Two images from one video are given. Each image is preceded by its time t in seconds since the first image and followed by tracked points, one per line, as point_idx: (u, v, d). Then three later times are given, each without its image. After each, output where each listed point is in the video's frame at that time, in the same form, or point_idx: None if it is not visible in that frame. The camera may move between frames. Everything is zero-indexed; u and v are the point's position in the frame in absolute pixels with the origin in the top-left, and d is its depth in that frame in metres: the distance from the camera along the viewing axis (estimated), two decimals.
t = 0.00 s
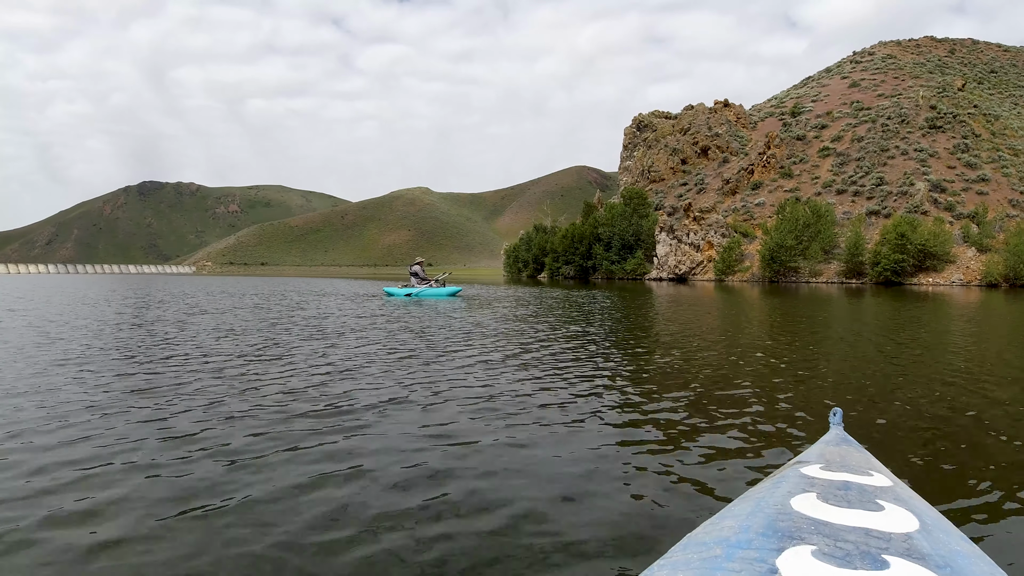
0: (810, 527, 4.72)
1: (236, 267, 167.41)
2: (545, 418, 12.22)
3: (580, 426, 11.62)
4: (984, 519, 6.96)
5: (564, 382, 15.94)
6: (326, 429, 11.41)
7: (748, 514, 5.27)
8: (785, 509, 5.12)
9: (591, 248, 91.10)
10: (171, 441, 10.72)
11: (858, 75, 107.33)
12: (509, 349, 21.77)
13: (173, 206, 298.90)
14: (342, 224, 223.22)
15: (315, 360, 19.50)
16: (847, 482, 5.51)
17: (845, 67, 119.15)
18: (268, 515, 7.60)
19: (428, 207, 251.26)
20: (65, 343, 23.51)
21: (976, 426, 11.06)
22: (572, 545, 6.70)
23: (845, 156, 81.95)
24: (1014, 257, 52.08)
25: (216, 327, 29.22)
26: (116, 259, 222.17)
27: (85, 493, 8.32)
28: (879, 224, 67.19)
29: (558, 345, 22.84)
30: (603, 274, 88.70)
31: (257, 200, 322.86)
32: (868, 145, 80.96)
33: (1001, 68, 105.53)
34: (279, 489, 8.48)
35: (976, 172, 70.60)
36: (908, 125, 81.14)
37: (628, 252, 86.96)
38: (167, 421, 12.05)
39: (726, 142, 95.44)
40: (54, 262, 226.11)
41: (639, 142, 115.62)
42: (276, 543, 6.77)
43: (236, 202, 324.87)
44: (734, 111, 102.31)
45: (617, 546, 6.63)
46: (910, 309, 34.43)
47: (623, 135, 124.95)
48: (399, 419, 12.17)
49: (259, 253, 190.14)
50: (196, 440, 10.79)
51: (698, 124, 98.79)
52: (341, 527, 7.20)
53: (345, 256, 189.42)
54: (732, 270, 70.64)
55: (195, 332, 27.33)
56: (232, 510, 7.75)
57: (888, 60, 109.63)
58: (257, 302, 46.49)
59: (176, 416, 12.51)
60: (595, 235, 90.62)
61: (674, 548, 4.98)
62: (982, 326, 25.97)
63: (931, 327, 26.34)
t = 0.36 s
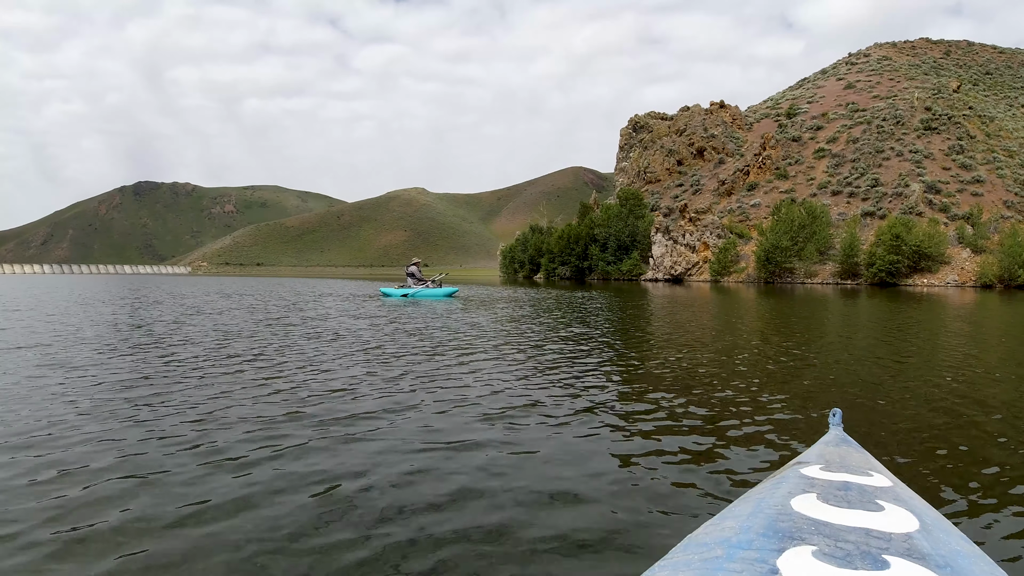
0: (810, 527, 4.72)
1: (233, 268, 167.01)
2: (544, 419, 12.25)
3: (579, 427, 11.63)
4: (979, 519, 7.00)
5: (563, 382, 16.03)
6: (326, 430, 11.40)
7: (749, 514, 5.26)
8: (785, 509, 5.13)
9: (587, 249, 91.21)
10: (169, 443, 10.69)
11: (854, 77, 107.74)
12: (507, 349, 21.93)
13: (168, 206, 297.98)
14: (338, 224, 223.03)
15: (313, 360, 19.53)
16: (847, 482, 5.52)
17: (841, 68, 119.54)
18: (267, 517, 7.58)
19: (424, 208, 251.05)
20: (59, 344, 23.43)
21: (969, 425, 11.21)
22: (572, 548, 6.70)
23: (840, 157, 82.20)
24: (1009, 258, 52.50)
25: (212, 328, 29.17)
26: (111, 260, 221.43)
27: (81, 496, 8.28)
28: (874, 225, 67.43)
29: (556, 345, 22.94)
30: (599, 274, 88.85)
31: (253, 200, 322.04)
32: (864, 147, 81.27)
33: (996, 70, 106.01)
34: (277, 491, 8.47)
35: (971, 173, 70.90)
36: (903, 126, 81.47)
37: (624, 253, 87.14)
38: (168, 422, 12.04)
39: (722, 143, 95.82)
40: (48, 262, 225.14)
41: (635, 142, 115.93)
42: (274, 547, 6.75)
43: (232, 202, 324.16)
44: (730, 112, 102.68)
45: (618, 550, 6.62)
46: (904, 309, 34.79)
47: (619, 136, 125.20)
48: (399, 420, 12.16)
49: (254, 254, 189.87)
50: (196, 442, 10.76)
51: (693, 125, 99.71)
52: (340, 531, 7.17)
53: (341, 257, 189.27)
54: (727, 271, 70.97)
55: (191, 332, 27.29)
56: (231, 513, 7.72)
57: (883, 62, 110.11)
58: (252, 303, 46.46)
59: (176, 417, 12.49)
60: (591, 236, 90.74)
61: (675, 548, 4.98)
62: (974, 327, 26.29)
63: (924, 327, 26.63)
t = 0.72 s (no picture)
0: (810, 528, 4.72)
1: (228, 268, 166.33)
2: (543, 419, 12.29)
3: (578, 427, 11.63)
4: (978, 518, 7.04)
5: (560, 382, 16.11)
6: (325, 430, 11.39)
7: (748, 515, 5.26)
8: (785, 510, 5.12)
9: (583, 249, 91.21)
10: (167, 444, 10.63)
11: (849, 79, 108.20)
12: (503, 349, 22.03)
13: (163, 206, 296.77)
14: (334, 224, 222.65)
15: (311, 360, 19.54)
16: (846, 483, 5.53)
17: (836, 70, 119.96)
18: (265, 520, 7.53)
19: (420, 208, 250.71)
20: (51, 344, 23.31)
21: (964, 424, 11.34)
22: (571, 549, 6.68)
23: (835, 158, 82.35)
24: (1004, 259, 52.67)
25: (206, 328, 29.02)
26: (105, 260, 220.37)
27: (76, 498, 8.22)
28: (869, 226, 67.59)
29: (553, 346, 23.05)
30: (594, 275, 88.83)
31: (249, 201, 321.00)
32: (859, 148, 81.53)
33: (990, 72, 106.62)
34: (275, 492, 8.42)
35: (966, 174, 71.19)
36: (898, 128, 81.83)
37: (620, 253, 87.20)
38: (166, 423, 12.00)
39: (717, 145, 96.05)
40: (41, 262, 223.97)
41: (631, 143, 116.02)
42: (274, 550, 6.72)
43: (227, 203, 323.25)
44: (726, 113, 102.55)
45: (616, 551, 6.60)
46: (898, 310, 35.17)
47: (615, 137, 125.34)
48: (398, 420, 12.15)
49: (249, 254, 189.10)
50: (195, 442, 10.73)
51: (689, 126, 100.02)
52: (339, 533, 7.13)
53: (337, 257, 188.87)
54: (723, 272, 71.09)
55: (185, 333, 27.20)
56: (228, 516, 7.67)
57: (878, 64, 110.59)
58: (246, 303, 46.29)
59: (174, 417, 12.44)
60: (587, 236, 90.63)
61: (675, 549, 4.97)
62: (966, 327, 26.54)
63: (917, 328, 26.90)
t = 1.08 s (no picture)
0: (809, 531, 4.68)
1: (224, 268, 166.34)
2: (541, 419, 12.26)
3: (576, 428, 11.59)
4: (974, 518, 7.05)
5: (555, 382, 16.08)
6: (321, 430, 11.32)
7: (747, 517, 5.21)
8: (783, 512, 5.09)
9: (579, 250, 91.41)
10: (162, 444, 10.55)
11: (845, 80, 108.63)
12: (500, 349, 22.00)
13: (159, 206, 296.26)
14: (330, 224, 222.46)
15: (308, 360, 19.48)
16: (844, 485, 5.49)
17: (833, 71, 120.30)
18: (260, 520, 7.48)
19: (417, 208, 250.53)
20: (47, 344, 23.28)
21: (961, 424, 11.38)
22: (569, 549, 6.64)
23: (831, 160, 82.64)
24: (999, 261, 52.87)
25: (203, 328, 29.03)
26: (101, 260, 219.96)
27: (69, 497, 8.16)
28: (864, 228, 67.86)
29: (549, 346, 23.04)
30: (590, 276, 88.99)
31: (245, 201, 320.25)
32: (854, 149, 81.84)
33: (986, 74, 107.10)
34: (270, 492, 8.37)
35: (961, 175, 71.48)
36: (893, 129, 82.16)
37: (616, 254, 87.31)
38: (162, 423, 11.94)
39: (713, 146, 96.35)
40: (37, 262, 223.75)
41: (627, 144, 116.30)
42: (267, 551, 6.68)
43: (223, 203, 322.81)
44: (722, 114, 102.99)
45: (613, 552, 6.56)
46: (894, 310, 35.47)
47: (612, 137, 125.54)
48: (395, 420, 12.10)
49: (245, 254, 188.79)
50: (190, 442, 10.66)
51: (685, 127, 100.22)
52: (334, 533, 7.07)
53: (333, 258, 188.74)
54: (718, 273, 71.21)
55: (182, 333, 27.17)
56: (222, 516, 7.60)
57: (874, 65, 111.01)
58: (243, 304, 46.29)
59: (169, 417, 12.38)
60: (583, 237, 90.75)
61: (672, 551, 4.92)
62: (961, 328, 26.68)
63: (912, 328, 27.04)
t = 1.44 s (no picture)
0: (806, 531, 4.67)
1: (220, 268, 166.10)
2: (539, 418, 12.25)
3: (576, 427, 11.56)
4: (973, 518, 7.06)
5: (552, 382, 16.07)
6: (318, 430, 11.26)
7: (745, 517, 5.21)
8: (781, 512, 5.08)
9: (575, 250, 91.62)
10: (157, 443, 10.50)
11: (841, 80, 108.92)
12: (496, 349, 21.99)
13: (155, 205, 295.69)
14: (327, 224, 222.26)
15: (305, 360, 19.48)
16: (844, 485, 5.48)
17: (829, 71, 120.58)
18: (256, 517, 7.45)
19: (414, 208, 250.32)
20: (42, 344, 23.20)
21: (958, 425, 11.38)
22: (566, 549, 6.59)
23: (827, 160, 82.87)
24: (994, 261, 53.07)
25: (199, 328, 29.05)
26: (97, 259, 219.47)
27: (64, 496, 8.12)
28: (860, 228, 68.05)
29: (545, 346, 23.03)
30: (587, 275, 89.08)
31: (241, 201, 319.42)
32: (850, 149, 82.08)
33: (981, 74, 107.56)
34: (267, 490, 8.32)
35: (956, 176, 71.74)
36: (889, 130, 82.44)
37: (612, 254, 87.35)
38: (159, 423, 11.90)
39: (709, 146, 96.56)
40: (33, 262, 223.36)
41: (623, 144, 116.48)
42: (265, 549, 6.69)
43: (219, 202, 322.20)
44: (718, 115, 103.21)
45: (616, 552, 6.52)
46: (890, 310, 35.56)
47: (609, 137, 125.67)
48: (391, 419, 12.06)
49: (241, 254, 188.35)
50: (184, 442, 10.59)
51: (681, 127, 100.42)
52: (330, 532, 7.04)
53: (330, 257, 188.40)
54: (714, 273, 71.37)
55: (178, 332, 27.15)
56: (216, 514, 7.55)
57: (870, 65, 111.36)
58: (239, 303, 46.25)
59: (167, 417, 12.35)
60: (579, 237, 90.84)
61: (670, 552, 4.90)
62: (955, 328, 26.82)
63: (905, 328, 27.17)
